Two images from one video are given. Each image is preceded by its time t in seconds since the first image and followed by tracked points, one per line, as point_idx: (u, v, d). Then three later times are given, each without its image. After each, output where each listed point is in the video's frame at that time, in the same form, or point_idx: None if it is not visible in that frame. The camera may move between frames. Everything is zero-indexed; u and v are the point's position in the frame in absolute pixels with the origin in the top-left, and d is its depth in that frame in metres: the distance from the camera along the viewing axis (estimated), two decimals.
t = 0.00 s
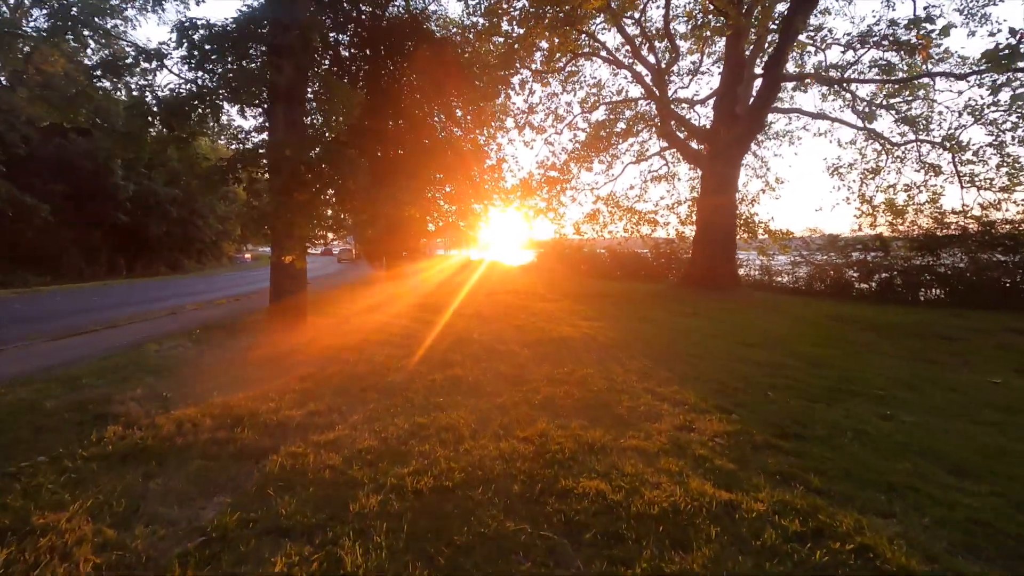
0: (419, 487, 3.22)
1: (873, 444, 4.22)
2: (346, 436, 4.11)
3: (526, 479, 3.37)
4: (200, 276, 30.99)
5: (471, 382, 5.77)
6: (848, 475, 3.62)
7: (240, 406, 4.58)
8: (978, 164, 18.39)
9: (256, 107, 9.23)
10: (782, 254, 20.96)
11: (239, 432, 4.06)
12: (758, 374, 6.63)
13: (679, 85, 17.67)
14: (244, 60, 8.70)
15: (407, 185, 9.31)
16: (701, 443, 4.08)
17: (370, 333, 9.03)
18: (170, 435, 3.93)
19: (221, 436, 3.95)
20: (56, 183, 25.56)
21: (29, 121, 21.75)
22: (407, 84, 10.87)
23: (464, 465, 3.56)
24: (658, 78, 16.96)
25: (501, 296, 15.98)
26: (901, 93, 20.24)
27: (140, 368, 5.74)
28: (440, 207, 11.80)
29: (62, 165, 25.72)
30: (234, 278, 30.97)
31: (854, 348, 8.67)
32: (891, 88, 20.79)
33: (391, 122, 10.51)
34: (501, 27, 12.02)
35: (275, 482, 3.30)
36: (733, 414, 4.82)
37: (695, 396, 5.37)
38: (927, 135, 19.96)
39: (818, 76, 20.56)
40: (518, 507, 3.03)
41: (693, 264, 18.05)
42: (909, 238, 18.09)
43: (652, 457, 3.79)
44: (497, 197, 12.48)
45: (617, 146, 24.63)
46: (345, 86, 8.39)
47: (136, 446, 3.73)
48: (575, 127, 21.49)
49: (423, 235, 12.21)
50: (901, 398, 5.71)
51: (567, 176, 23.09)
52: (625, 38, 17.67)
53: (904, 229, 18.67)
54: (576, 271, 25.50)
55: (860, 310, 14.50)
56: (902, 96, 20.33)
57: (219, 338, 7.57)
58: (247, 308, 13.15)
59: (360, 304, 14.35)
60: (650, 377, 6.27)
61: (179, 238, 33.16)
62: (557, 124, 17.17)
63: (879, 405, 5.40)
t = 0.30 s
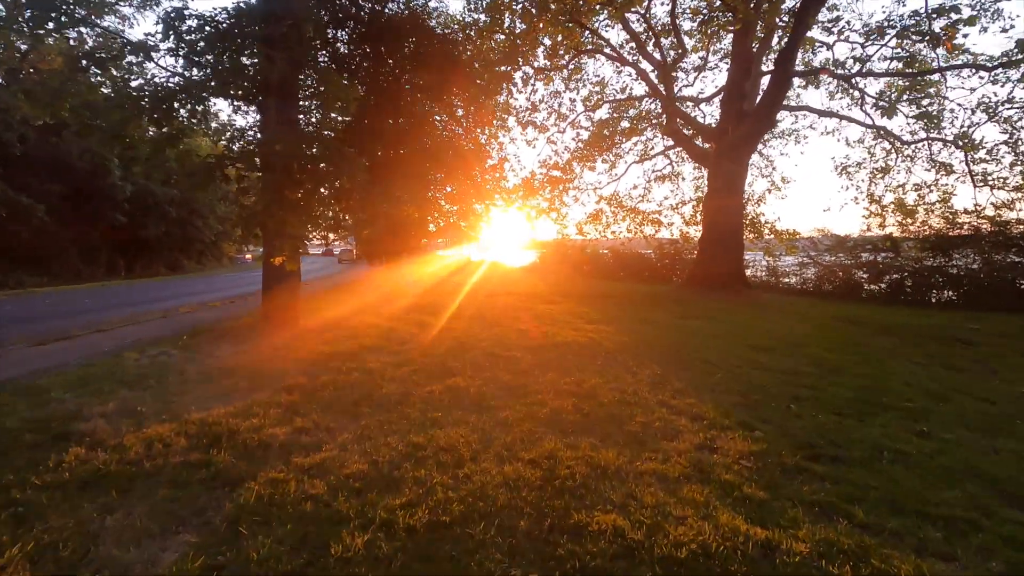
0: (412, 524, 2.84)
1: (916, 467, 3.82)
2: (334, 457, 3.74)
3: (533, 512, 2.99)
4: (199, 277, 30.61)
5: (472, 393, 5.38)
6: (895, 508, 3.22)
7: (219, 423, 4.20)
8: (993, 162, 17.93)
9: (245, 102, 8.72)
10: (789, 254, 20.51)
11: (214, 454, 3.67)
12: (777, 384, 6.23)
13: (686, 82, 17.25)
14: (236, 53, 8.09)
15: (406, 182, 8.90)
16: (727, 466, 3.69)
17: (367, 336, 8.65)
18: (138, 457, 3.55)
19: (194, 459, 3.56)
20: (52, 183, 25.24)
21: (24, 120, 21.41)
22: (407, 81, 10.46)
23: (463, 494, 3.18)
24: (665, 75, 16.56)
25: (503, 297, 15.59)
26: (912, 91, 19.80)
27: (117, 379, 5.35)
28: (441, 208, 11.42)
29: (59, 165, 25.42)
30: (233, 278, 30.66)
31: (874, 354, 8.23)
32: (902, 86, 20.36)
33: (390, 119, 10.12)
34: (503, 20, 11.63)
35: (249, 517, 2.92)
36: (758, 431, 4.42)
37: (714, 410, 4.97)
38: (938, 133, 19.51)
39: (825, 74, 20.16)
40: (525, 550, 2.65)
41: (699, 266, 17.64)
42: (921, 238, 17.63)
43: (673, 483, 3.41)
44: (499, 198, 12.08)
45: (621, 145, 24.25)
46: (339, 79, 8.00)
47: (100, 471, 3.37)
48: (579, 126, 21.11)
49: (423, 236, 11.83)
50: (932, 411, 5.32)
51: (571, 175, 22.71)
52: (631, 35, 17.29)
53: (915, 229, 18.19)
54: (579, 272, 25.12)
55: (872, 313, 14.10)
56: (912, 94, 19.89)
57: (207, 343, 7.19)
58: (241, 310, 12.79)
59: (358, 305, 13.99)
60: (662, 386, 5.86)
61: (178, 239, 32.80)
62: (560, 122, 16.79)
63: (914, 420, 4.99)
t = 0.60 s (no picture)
0: (398, 565, 2.46)
1: (965, 489, 3.42)
2: (316, 477, 3.33)
3: (539, 550, 2.59)
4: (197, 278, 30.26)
5: (473, 402, 4.99)
6: (954, 541, 2.81)
7: (191, 437, 3.80)
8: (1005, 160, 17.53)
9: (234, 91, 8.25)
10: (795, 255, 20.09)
11: (179, 477, 3.26)
12: (797, 391, 5.82)
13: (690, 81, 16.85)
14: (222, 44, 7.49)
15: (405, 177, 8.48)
16: (757, 490, 3.28)
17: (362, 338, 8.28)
18: (92, 481, 3.15)
19: (154, 481, 3.17)
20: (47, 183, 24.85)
21: (17, 120, 21.03)
22: (406, 76, 10.02)
23: (459, 525, 2.78)
24: (669, 72, 16.18)
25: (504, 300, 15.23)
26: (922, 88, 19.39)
27: (86, 388, 4.96)
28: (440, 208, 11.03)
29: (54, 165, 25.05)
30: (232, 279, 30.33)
31: (896, 359, 7.80)
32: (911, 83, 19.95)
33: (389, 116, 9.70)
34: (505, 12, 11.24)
35: (210, 556, 2.52)
36: (785, 447, 4.02)
37: (735, 422, 4.55)
38: (948, 132, 19.09)
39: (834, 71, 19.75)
40: None
41: (704, 267, 17.23)
42: (931, 238, 17.17)
43: (697, 510, 3.01)
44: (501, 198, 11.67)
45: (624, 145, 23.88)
46: (332, 69, 7.59)
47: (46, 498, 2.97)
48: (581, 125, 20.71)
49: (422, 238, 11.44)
50: (968, 422, 4.92)
51: (572, 175, 22.33)
52: (635, 31, 16.91)
53: (924, 229, 17.72)
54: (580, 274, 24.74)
55: (884, 314, 13.71)
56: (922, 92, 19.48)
57: (190, 346, 6.79)
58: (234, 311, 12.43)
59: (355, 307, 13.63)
60: (674, 394, 5.46)
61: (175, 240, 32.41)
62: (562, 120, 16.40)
63: (951, 433, 4.57)
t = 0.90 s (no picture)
0: None
1: (1020, 529, 3.07)
2: (287, 513, 2.94)
3: None
4: (189, 279, 29.79)
5: (468, 420, 4.60)
6: None
7: (149, 464, 3.41)
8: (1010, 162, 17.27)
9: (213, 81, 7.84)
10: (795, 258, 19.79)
11: (128, 516, 2.87)
12: (813, 406, 5.46)
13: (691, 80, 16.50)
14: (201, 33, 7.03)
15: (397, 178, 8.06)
16: (787, 529, 2.90)
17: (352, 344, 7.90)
18: (30, 523, 2.76)
19: (99, 522, 2.79)
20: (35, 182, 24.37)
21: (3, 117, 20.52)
22: (401, 73, 9.62)
23: None
24: (670, 71, 15.83)
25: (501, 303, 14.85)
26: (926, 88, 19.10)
27: (44, 406, 4.56)
28: (435, 210, 10.63)
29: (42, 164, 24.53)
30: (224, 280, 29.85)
31: (911, 368, 7.42)
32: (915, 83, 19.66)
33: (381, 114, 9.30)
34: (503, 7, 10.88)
35: None
36: (811, 473, 3.64)
37: (753, 443, 4.17)
38: (953, 132, 18.79)
39: (836, 71, 19.44)
40: None
41: (705, 270, 16.87)
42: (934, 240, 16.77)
43: (719, 555, 2.65)
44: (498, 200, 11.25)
45: (622, 145, 23.55)
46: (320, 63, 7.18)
47: None
48: (579, 125, 20.35)
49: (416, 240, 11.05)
50: (1002, 441, 4.56)
51: (570, 175, 21.99)
52: (635, 28, 16.55)
53: (926, 231, 17.35)
54: (577, 276, 24.43)
55: (888, 319, 13.38)
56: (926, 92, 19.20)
57: (165, 356, 6.38)
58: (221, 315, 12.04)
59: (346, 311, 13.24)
60: (683, 410, 5.08)
61: (167, 241, 31.93)
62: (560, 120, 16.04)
63: (985, 456, 4.23)
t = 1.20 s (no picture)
0: None
1: None
2: (254, 551, 2.55)
3: None
4: (182, 280, 29.33)
5: (466, 434, 4.21)
6: None
7: (99, 492, 3.03)
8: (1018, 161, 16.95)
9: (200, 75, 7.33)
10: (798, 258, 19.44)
11: (64, 559, 2.48)
12: (836, 416, 5.07)
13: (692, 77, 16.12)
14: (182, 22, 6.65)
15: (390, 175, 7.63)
16: (830, 569, 2.53)
17: (344, 348, 7.52)
18: None
19: (34, 564, 2.40)
20: (23, 181, 23.89)
21: None
22: (394, 66, 9.19)
23: None
24: (671, 67, 15.45)
25: (500, 304, 14.49)
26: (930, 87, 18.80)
27: None
28: (430, 209, 10.23)
29: (31, 162, 24.04)
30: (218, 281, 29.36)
31: (933, 375, 6.99)
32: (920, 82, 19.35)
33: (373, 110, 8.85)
34: None
35: None
36: (847, 497, 3.26)
37: (779, 462, 3.77)
38: (958, 132, 18.45)
39: (840, 68, 19.13)
40: None
41: (706, 271, 16.51)
42: (939, 240, 16.38)
43: None
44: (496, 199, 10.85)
45: (621, 145, 23.19)
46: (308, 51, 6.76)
47: None
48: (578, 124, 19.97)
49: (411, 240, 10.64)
50: None
51: (569, 175, 21.60)
52: (636, 24, 16.18)
53: (930, 231, 16.95)
54: (576, 277, 24.06)
55: (895, 320, 13.05)
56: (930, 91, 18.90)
57: (139, 362, 5.98)
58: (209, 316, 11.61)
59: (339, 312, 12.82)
60: (697, 421, 4.69)
61: (159, 241, 31.46)
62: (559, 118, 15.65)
63: None
